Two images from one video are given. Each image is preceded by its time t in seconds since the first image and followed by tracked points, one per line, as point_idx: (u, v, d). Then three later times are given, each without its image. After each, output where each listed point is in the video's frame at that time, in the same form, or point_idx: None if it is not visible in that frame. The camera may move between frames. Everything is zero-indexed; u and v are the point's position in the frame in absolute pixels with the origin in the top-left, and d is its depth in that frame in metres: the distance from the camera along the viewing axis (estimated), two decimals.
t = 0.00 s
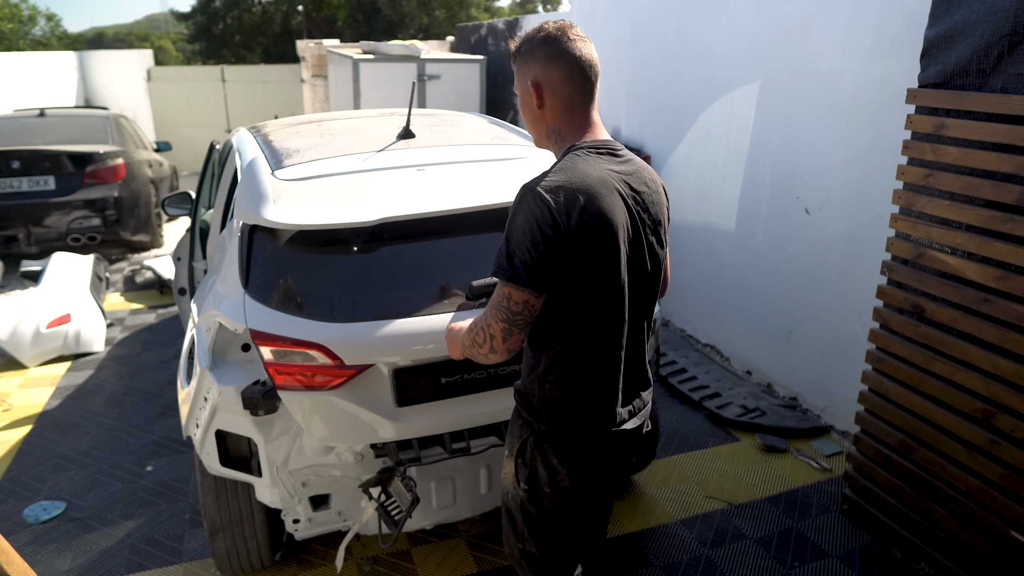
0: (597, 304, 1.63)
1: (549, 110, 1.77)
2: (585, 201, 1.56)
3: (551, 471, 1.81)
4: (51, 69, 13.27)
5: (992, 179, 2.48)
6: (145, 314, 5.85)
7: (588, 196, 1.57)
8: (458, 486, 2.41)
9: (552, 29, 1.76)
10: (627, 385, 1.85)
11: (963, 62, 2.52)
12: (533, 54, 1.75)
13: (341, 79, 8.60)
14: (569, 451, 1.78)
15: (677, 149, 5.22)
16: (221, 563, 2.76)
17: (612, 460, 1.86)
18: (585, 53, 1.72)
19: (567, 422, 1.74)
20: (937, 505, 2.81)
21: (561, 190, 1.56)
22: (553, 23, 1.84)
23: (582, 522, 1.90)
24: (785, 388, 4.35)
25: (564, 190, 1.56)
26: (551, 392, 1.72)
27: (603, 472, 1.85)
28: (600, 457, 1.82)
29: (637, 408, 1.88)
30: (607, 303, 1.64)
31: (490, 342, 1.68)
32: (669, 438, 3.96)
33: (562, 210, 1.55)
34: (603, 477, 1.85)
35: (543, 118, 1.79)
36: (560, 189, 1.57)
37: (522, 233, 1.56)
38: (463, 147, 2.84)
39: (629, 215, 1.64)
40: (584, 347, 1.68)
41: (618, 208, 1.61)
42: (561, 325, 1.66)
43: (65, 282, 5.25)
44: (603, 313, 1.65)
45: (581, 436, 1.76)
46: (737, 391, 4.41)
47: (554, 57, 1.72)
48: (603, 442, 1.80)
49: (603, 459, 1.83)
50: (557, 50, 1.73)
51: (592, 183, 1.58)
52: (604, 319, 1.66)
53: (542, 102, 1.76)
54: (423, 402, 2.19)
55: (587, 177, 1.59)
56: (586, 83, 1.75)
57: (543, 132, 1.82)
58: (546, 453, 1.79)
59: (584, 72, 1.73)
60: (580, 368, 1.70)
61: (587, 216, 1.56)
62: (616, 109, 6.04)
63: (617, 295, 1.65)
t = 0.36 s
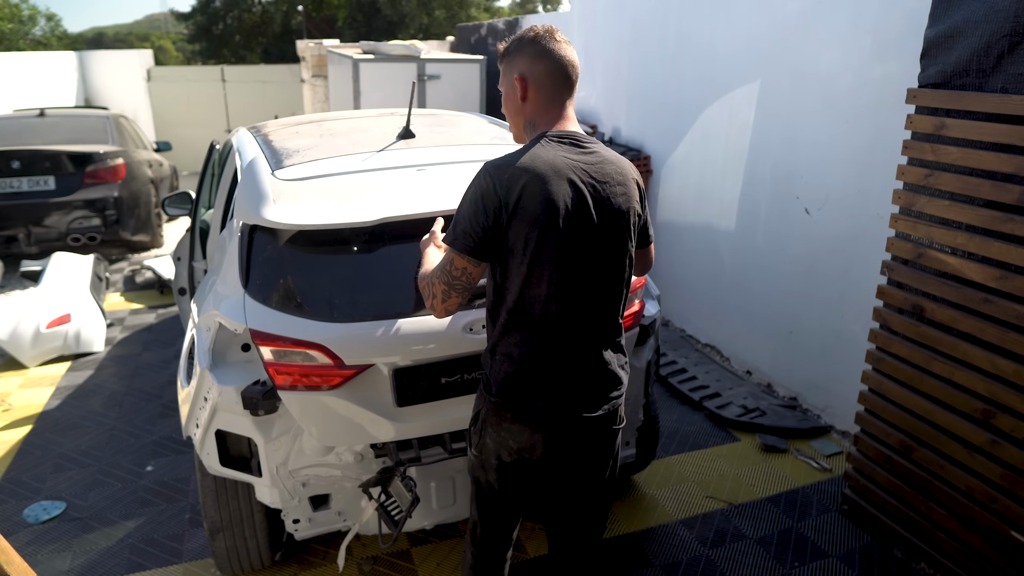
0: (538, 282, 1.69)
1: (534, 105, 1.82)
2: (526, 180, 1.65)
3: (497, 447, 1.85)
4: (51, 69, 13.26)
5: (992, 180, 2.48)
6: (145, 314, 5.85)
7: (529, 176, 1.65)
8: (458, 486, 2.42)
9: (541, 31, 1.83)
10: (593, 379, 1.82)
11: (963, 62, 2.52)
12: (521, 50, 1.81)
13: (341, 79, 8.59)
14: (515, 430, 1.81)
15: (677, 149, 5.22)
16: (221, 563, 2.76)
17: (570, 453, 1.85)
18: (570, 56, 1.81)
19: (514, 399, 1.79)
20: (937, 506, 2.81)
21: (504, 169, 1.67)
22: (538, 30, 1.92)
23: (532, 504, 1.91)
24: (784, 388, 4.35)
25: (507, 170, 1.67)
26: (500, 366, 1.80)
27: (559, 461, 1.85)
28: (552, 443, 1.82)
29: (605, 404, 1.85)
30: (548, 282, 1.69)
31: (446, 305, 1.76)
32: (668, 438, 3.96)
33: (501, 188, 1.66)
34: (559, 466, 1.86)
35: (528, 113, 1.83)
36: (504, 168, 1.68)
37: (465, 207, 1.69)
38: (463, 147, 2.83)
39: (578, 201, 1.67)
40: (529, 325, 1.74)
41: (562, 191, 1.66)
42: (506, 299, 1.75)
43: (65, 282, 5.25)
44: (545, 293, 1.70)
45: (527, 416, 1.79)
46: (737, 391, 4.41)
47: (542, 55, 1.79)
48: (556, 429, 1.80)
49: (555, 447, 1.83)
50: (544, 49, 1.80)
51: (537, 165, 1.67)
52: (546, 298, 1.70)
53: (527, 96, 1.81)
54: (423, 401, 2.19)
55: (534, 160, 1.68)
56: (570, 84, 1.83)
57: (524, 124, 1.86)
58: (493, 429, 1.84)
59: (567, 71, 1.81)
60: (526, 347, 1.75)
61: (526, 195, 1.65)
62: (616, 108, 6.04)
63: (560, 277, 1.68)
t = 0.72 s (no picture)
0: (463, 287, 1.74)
1: (453, 113, 1.85)
2: (435, 195, 1.72)
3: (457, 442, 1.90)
4: (52, 69, 13.26)
5: (992, 180, 2.48)
6: (145, 314, 5.85)
7: (438, 190, 1.72)
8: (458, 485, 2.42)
9: (455, 37, 1.84)
10: (541, 371, 1.82)
11: (963, 62, 2.52)
12: (435, 60, 1.83)
13: (341, 79, 8.59)
14: (472, 426, 1.84)
15: (677, 149, 5.22)
16: (221, 564, 2.76)
17: (535, 438, 1.88)
18: (475, 58, 1.80)
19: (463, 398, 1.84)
20: (937, 506, 2.81)
21: (419, 185, 1.75)
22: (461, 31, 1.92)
23: (509, 489, 1.95)
24: (785, 388, 4.35)
25: (421, 184, 1.76)
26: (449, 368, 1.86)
27: (524, 446, 1.88)
28: (513, 435, 1.84)
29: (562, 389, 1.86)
30: (473, 286, 1.73)
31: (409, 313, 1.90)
32: (668, 438, 3.96)
33: (418, 204, 1.75)
34: (527, 450, 1.90)
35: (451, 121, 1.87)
36: (420, 185, 1.76)
37: (396, 224, 1.80)
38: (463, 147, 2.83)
39: (488, 204, 1.69)
40: (461, 327, 1.79)
41: (469, 198, 1.69)
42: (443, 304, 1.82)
43: (65, 282, 5.25)
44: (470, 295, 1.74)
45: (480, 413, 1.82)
46: (737, 391, 4.42)
47: (450, 63, 1.80)
48: (513, 422, 1.82)
49: (518, 437, 1.85)
50: (453, 58, 1.81)
51: (446, 176, 1.72)
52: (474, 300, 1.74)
53: (445, 106, 1.85)
54: (423, 401, 2.19)
55: (444, 171, 1.73)
56: (483, 86, 1.83)
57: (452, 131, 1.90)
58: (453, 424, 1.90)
59: (474, 72, 1.80)
60: (460, 348, 1.81)
61: (437, 208, 1.72)
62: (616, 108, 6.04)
63: (483, 279, 1.72)
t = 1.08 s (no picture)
0: (434, 286, 1.75)
1: (418, 117, 1.88)
2: (400, 196, 1.74)
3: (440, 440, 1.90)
4: (52, 69, 13.26)
5: (992, 179, 2.48)
6: (145, 314, 5.85)
7: (403, 191, 1.73)
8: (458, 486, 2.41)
9: (414, 39, 1.85)
10: (518, 365, 1.82)
11: (963, 61, 2.52)
12: (395, 64, 1.85)
13: (341, 79, 8.59)
14: (452, 423, 1.84)
15: (677, 149, 5.22)
16: (221, 563, 2.76)
17: (518, 431, 1.88)
18: (432, 61, 1.81)
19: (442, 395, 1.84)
20: (937, 506, 2.81)
21: (386, 187, 1.77)
22: (423, 33, 1.93)
23: (498, 484, 1.95)
24: (785, 388, 4.35)
25: (388, 186, 1.77)
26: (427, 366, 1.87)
27: (508, 440, 1.88)
28: (495, 430, 1.85)
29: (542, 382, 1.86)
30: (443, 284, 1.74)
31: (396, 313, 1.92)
32: (668, 438, 3.96)
33: (386, 205, 1.76)
34: (512, 445, 1.90)
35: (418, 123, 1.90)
36: (387, 187, 1.77)
37: (368, 226, 1.82)
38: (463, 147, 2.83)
39: (452, 203, 1.70)
40: (434, 326, 1.80)
41: (433, 198, 1.70)
42: (417, 303, 1.83)
43: (65, 282, 5.25)
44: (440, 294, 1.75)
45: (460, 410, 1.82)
46: (737, 391, 4.41)
47: (409, 67, 1.82)
48: (495, 417, 1.83)
49: (500, 432, 1.85)
50: (411, 61, 1.82)
51: (411, 177, 1.73)
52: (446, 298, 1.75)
53: (410, 110, 1.88)
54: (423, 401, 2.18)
55: (409, 172, 1.74)
56: (443, 87, 1.84)
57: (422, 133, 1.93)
58: (434, 421, 1.90)
59: (432, 75, 1.82)
60: (433, 347, 1.82)
61: (403, 208, 1.73)
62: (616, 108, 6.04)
63: (453, 277, 1.73)
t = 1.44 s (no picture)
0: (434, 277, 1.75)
1: (424, 110, 1.88)
2: (403, 186, 1.74)
3: (440, 434, 1.89)
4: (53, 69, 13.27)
5: (992, 179, 2.48)
6: (145, 314, 5.85)
7: (406, 181, 1.73)
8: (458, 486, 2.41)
9: (427, 34, 1.86)
10: (519, 358, 1.82)
11: (963, 62, 2.52)
12: (409, 59, 1.85)
13: (341, 79, 8.58)
14: (454, 417, 1.84)
15: (677, 149, 5.22)
16: (221, 563, 2.76)
17: (519, 425, 1.88)
18: (443, 57, 1.82)
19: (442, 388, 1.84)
20: (937, 506, 2.81)
21: (388, 177, 1.76)
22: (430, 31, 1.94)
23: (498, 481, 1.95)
24: (785, 388, 4.35)
25: (390, 176, 1.77)
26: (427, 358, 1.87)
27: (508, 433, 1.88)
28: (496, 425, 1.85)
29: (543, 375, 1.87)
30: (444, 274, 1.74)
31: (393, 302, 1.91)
32: (668, 438, 3.96)
33: (387, 195, 1.76)
34: (512, 439, 1.90)
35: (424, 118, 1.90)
36: (390, 178, 1.77)
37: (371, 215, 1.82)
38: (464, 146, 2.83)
39: (455, 194, 1.71)
40: (435, 317, 1.80)
41: (435, 189, 1.71)
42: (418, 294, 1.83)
43: (65, 282, 5.25)
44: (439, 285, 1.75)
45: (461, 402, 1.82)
46: (737, 391, 4.41)
47: (420, 61, 1.83)
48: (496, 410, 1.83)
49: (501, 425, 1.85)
50: (423, 56, 1.83)
51: (413, 168, 1.74)
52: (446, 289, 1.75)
53: (416, 104, 1.88)
54: (424, 401, 2.18)
55: (412, 163, 1.75)
56: (452, 83, 1.85)
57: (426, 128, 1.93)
58: (434, 414, 1.90)
59: (442, 70, 1.83)
60: (434, 338, 1.82)
61: (405, 198, 1.73)
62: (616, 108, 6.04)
63: (453, 269, 1.73)
